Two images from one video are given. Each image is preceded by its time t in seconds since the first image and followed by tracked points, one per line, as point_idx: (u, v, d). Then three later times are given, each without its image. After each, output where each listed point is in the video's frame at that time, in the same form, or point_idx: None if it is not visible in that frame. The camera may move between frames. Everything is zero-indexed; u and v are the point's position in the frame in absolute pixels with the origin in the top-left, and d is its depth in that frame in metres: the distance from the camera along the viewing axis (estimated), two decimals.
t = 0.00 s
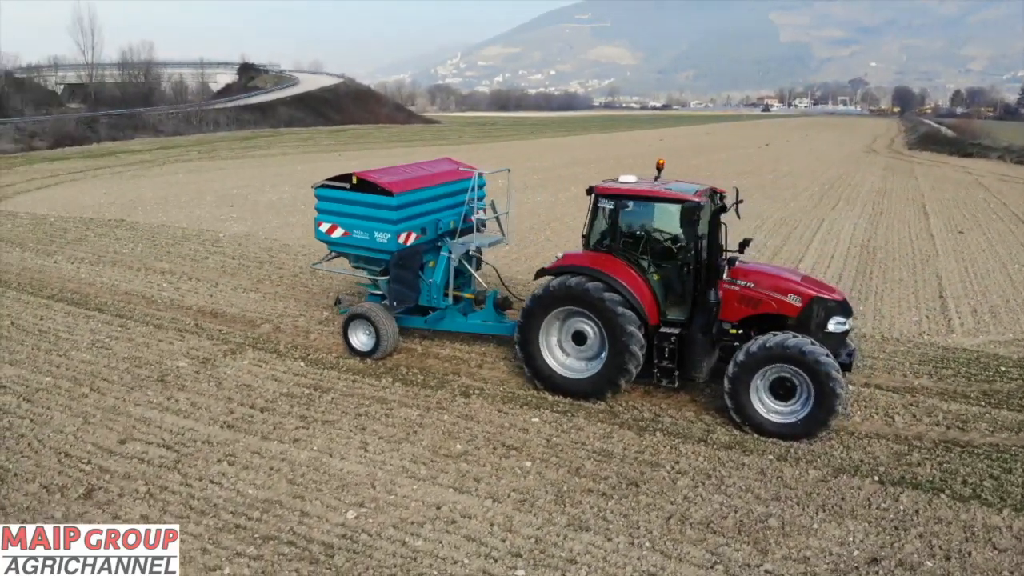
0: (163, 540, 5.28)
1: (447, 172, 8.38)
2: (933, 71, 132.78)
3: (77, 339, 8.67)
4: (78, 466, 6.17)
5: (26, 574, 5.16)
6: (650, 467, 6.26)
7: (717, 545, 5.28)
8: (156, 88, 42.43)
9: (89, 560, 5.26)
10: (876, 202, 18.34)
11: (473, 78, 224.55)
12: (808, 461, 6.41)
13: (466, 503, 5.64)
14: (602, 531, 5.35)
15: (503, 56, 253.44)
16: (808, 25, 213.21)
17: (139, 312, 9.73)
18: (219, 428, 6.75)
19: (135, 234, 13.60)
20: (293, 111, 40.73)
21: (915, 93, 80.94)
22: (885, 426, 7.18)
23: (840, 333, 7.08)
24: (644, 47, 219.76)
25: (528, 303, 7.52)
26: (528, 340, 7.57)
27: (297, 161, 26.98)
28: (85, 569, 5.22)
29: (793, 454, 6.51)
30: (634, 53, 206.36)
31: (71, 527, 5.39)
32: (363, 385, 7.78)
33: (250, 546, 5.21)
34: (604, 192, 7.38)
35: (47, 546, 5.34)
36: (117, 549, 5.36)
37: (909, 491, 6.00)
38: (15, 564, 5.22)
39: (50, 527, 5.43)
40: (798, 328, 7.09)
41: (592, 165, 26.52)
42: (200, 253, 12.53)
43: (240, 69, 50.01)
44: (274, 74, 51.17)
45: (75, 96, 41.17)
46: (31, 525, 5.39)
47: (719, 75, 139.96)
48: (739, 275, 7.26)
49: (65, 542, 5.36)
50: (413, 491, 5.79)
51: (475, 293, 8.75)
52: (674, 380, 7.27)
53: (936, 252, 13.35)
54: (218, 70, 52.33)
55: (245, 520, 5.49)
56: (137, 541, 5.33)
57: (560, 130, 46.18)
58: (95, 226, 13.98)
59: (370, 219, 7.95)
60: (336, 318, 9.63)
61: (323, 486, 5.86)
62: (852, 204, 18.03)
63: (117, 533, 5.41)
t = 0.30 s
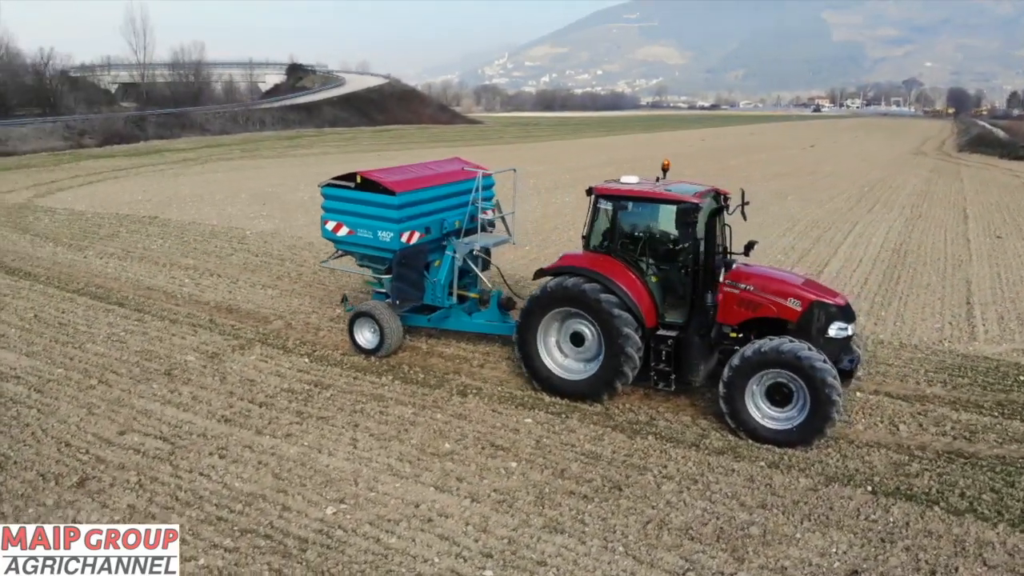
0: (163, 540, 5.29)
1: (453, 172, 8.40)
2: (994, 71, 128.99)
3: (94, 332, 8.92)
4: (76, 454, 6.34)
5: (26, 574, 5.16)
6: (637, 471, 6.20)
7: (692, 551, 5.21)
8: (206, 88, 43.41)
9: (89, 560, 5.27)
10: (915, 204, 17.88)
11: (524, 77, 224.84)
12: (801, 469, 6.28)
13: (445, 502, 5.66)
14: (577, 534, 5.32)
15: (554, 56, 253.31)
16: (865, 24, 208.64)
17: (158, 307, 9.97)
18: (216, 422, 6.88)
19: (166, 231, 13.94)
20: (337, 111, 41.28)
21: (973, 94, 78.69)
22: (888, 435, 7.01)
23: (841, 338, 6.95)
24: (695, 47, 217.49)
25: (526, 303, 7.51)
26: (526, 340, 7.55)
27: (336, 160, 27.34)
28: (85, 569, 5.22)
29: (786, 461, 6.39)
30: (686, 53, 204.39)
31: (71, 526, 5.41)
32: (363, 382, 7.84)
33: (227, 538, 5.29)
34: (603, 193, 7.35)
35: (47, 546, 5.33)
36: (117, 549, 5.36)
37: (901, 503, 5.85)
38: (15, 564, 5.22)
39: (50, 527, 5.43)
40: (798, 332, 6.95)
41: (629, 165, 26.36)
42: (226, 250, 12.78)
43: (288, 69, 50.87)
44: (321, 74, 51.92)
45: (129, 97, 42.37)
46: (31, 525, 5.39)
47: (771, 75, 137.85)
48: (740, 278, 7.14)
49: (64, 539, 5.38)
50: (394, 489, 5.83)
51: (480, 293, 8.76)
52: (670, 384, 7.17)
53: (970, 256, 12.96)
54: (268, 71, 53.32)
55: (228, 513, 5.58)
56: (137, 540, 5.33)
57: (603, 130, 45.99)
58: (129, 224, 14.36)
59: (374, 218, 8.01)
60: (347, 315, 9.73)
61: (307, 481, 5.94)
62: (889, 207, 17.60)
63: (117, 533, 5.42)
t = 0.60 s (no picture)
0: (163, 540, 5.29)
1: (459, 172, 8.41)
2: None
3: (112, 325, 9.17)
4: (75, 444, 6.52)
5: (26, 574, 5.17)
6: (623, 474, 6.14)
7: (665, 557, 5.14)
8: (255, 88, 44.29)
9: (89, 560, 5.27)
10: (956, 208, 17.37)
11: (575, 77, 224.42)
12: (792, 476, 6.15)
13: (424, 501, 5.68)
14: (552, 536, 5.30)
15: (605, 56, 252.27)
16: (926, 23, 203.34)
17: (177, 302, 10.20)
18: (213, 416, 7.00)
19: (197, 228, 14.28)
20: (382, 111, 41.73)
21: None
22: (890, 444, 6.83)
23: (841, 344, 6.80)
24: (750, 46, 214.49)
25: (524, 303, 7.49)
26: (524, 340, 7.53)
27: (375, 160, 27.63)
28: (85, 569, 5.23)
29: (777, 468, 6.27)
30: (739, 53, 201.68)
31: (72, 527, 5.42)
32: (364, 379, 7.91)
33: (207, 529, 5.39)
34: (601, 193, 7.32)
35: (47, 546, 5.35)
36: (116, 549, 5.37)
37: (892, 514, 5.69)
38: (16, 564, 5.23)
39: (51, 528, 5.45)
40: (798, 337, 6.80)
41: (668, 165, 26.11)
42: (251, 248, 13.02)
43: (336, 70, 51.58)
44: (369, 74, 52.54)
45: (181, 97, 43.47)
46: (31, 525, 5.41)
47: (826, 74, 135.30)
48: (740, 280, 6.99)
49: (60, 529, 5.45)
50: (376, 486, 5.87)
51: (487, 293, 8.74)
52: (666, 388, 7.09)
53: (1006, 262, 12.54)
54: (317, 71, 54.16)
55: (212, 505, 5.68)
56: (137, 541, 5.33)
57: (648, 130, 45.63)
58: (162, 221, 14.73)
59: (378, 217, 8.07)
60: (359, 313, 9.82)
61: (292, 477, 6.02)
62: (929, 210, 17.13)
63: (118, 533, 5.43)
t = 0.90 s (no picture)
0: (163, 540, 5.31)
1: (465, 172, 8.42)
2: None
3: (130, 320, 9.40)
4: (76, 434, 6.70)
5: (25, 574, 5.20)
6: (608, 477, 6.09)
7: (636, 561, 5.08)
8: (302, 88, 45.00)
9: (89, 560, 5.29)
10: (1000, 212, 16.81)
11: (627, 77, 223.33)
12: (781, 484, 6.03)
13: (403, 499, 5.70)
14: (525, 538, 5.27)
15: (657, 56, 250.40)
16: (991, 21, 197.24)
17: (196, 297, 10.41)
18: (212, 410, 7.13)
19: (227, 226, 14.58)
20: (426, 111, 42.06)
21: None
22: (890, 453, 6.64)
23: (840, 350, 6.64)
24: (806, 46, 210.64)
25: (523, 304, 7.48)
26: (521, 341, 7.51)
27: (414, 160, 27.83)
28: (85, 569, 5.24)
29: (767, 476, 6.15)
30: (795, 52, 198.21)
31: (71, 527, 5.44)
32: (365, 377, 7.97)
33: (189, 522, 5.49)
34: (599, 194, 7.27)
35: (47, 546, 5.37)
36: (116, 549, 5.38)
37: (880, 526, 5.54)
38: (15, 564, 5.25)
39: (51, 528, 5.47)
40: (796, 342, 6.66)
41: (707, 165, 25.79)
42: (276, 245, 13.22)
43: (383, 70, 52.13)
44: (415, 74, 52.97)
45: (231, 98, 44.42)
46: (31, 525, 5.43)
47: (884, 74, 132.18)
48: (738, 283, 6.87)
49: (54, 519, 5.55)
50: (359, 483, 5.91)
51: (493, 293, 8.72)
52: (662, 391, 7.02)
53: None
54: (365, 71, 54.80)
55: (198, 498, 5.79)
56: (137, 541, 5.36)
57: (694, 130, 45.13)
58: (194, 219, 15.06)
59: (382, 217, 8.13)
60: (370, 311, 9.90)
61: (278, 471, 6.10)
62: (970, 213, 16.61)
63: (117, 533, 5.44)
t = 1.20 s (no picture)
0: (163, 540, 5.31)
1: (470, 172, 8.42)
2: None
3: (147, 314, 9.63)
4: (78, 423, 6.88)
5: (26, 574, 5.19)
6: (591, 480, 6.04)
7: (604, 564, 5.03)
8: (349, 88, 45.56)
9: (89, 560, 5.28)
10: None
11: (680, 77, 221.27)
12: (767, 491, 5.91)
13: (381, 495, 5.73)
14: (497, 538, 5.26)
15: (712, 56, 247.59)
16: None
17: (215, 293, 10.62)
18: (211, 403, 7.26)
19: (256, 223, 14.85)
20: (470, 111, 42.26)
21: None
22: (887, 463, 6.47)
23: (838, 355, 6.48)
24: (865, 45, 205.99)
25: (520, 304, 7.46)
26: (518, 341, 7.49)
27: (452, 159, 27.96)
28: (85, 569, 5.24)
29: (755, 483, 6.03)
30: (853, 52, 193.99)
31: (72, 527, 5.44)
32: (366, 374, 8.03)
33: (172, 512, 5.60)
34: (596, 194, 7.21)
35: (47, 546, 5.36)
36: (116, 548, 5.38)
37: (864, 537, 5.39)
38: (15, 564, 5.25)
39: (51, 528, 5.46)
40: (792, 347, 6.52)
41: (747, 165, 25.40)
42: (300, 243, 13.42)
43: (430, 70, 52.51)
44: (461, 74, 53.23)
45: (280, 98, 45.21)
46: (31, 525, 5.43)
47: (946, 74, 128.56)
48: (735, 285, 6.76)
49: (45, 506, 5.69)
50: (341, 478, 5.97)
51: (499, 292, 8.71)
52: (655, 394, 6.94)
53: None
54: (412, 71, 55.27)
55: (184, 489, 5.90)
56: (137, 541, 5.35)
57: (741, 130, 44.50)
58: (225, 217, 15.36)
59: (386, 215, 8.18)
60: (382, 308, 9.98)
61: (265, 465, 6.19)
62: (1013, 217, 16.07)
63: (118, 533, 5.44)
